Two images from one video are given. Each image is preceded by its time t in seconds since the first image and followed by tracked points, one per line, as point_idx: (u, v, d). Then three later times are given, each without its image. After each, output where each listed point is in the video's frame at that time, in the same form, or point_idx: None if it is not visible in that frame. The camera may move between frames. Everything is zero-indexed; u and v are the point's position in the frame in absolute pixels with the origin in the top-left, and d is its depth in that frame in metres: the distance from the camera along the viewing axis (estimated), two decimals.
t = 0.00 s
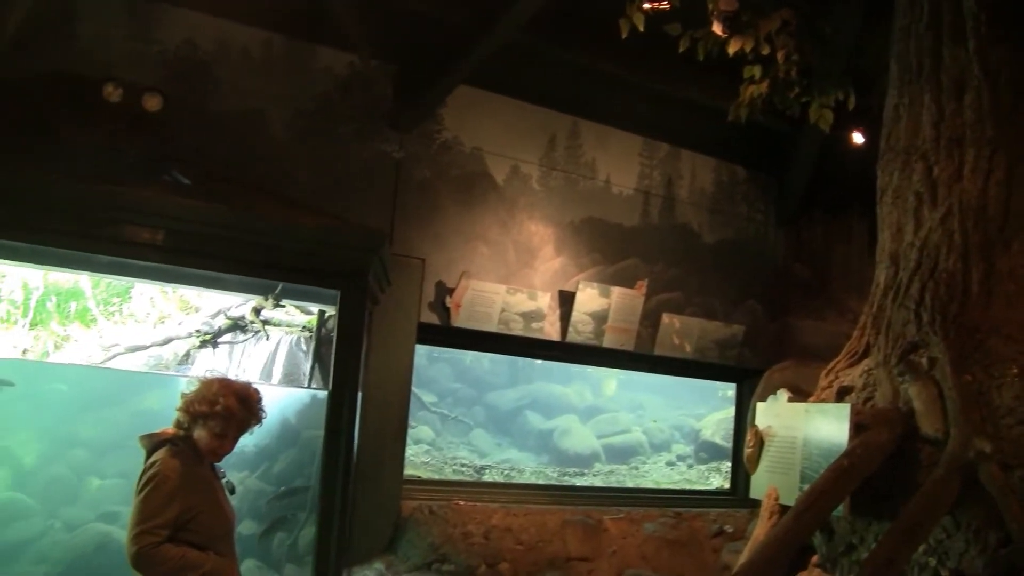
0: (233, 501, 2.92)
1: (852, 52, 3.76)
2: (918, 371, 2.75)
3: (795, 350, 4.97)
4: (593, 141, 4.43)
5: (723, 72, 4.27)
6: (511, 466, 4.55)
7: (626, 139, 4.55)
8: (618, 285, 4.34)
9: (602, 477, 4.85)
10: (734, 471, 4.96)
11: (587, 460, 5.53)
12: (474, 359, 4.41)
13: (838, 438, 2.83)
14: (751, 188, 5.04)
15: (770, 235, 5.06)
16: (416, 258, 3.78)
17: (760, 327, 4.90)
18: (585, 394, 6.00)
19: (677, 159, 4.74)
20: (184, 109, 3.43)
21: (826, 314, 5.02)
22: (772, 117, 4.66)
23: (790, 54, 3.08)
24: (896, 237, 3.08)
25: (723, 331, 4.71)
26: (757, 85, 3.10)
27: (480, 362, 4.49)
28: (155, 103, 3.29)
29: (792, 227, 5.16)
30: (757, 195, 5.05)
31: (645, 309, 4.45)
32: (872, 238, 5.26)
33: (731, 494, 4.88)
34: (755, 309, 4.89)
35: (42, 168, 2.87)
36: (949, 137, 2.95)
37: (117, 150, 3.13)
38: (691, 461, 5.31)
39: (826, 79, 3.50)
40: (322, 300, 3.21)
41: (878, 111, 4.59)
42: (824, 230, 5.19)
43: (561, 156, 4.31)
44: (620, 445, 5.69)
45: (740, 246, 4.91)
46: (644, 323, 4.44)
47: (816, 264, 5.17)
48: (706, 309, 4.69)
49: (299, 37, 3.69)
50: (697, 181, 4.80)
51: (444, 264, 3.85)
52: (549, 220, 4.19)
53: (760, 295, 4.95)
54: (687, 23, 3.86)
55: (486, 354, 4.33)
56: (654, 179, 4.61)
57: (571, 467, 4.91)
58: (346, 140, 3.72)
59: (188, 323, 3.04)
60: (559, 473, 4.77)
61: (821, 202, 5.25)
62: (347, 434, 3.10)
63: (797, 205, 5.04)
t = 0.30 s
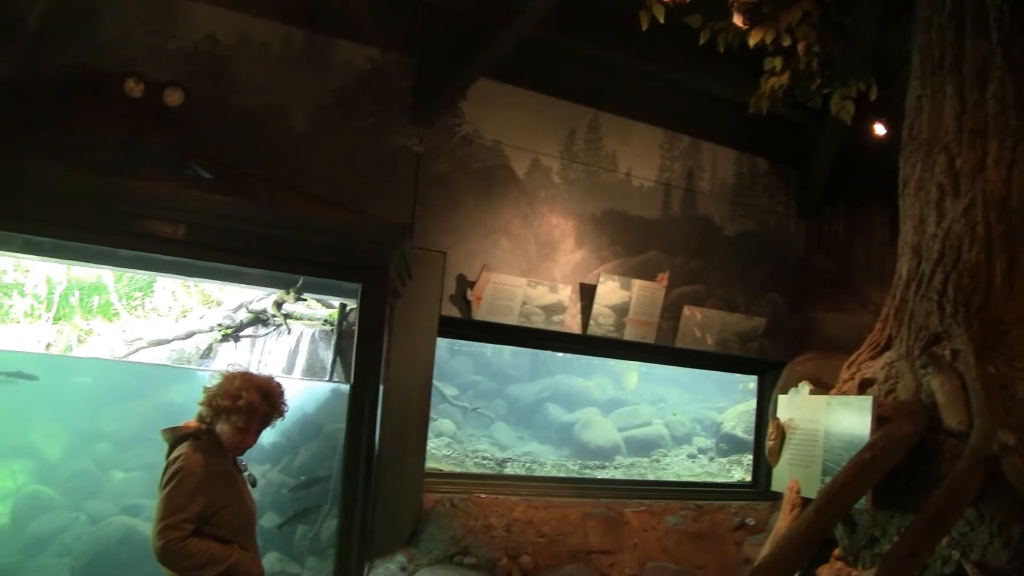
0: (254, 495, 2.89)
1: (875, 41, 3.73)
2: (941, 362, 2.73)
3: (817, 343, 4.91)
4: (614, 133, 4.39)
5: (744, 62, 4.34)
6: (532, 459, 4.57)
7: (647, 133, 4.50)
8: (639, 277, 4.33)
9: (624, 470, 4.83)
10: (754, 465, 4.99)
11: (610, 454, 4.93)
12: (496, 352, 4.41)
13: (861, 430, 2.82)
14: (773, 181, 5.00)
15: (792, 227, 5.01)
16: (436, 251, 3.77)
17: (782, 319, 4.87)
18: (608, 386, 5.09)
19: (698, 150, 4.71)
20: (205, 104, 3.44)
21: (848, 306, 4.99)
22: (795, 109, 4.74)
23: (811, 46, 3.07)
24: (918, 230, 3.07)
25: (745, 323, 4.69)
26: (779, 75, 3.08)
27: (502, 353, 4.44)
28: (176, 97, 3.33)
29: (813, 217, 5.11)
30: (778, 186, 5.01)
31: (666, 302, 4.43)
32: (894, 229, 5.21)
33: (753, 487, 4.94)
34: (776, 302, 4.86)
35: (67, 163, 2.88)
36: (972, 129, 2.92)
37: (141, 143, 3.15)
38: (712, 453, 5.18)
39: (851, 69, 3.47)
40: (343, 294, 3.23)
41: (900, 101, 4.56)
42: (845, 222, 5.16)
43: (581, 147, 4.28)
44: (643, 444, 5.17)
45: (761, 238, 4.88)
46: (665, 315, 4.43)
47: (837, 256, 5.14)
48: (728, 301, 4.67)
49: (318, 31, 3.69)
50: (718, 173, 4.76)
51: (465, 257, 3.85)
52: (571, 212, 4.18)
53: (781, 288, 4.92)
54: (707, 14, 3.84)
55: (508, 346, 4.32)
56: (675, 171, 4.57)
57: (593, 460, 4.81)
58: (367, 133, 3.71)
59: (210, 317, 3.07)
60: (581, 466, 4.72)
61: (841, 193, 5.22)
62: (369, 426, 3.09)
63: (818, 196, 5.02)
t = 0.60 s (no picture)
0: (277, 488, 2.87)
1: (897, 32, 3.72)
2: (963, 354, 2.72)
3: (838, 336, 4.85)
4: (633, 126, 4.39)
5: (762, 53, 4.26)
6: (554, 451, 4.61)
7: (666, 125, 4.50)
8: (660, 270, 4.31)
9: (646, 463, 4.78)
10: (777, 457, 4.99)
11: (630, 448, 4.97)
12: (516, 344, 4.31)
13: (883, 422, 2.81)
14: (794, 172, 4.99)
15: (812, 220, 5.00)
16: (457, 244, 3.77)
17: (803, 312, 4.84)
18: (628, 379, 5.02)
19: (719, 142, 4.69)
20: (227, 99, 3.46)
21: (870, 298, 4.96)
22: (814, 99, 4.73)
23: (832, 36, 3.00)
24: (940, 222, 3.02)
25: (766, 316, 4.67)
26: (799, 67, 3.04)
27: (522, 346, 4.36)
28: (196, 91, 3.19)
29: (834, 211, 5.08)
30: (798, 178, 4.99)
31: (686, 295, 4.41)
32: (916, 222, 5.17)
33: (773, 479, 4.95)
34: (797, 295, 4.83)
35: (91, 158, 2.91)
36: (996, 120, 2.91)
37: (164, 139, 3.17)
38: (733, 446, 5.20)
39: (870, 62, 3.46)
40: (365, 287, 3.22)
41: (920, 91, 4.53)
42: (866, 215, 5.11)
43: (601, 141, 4.27)
44: (663, 437, 5.18)
45: (781, 230, 4.86)
46: (686, 307, 4.42)
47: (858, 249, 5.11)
48: (750, 294, 4.64)
49: (338, 26, 3.70)
50: (738, 166, 4.75)
51: (486, 251, 3.84)
52: (591, 206, 4.17)
53: (802, 280, 4.89)
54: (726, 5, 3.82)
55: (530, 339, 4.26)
56: (696, 163, 4.56)
57: (614, 454, 4.82)
58: (387, 127, 3.72)
59: (232, 311, 3.08)
60: (602, 459, 4.71)
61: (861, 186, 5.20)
62: (389, 422, 3.11)
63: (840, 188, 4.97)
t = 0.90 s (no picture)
0: (301, 480, 2.90)
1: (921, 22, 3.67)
2: (987, 346, 2.71)
3: (860, 327, 4.85)
4: (655, 119, 4.38)
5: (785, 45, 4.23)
6: (576, 445, 4.51)
7: (687, 118, 4.47)
8: (681, 262, 4.30)
9: (668, 456, 4.84)
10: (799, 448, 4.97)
11: (653, 440, 5.04)
12: (539, 338, 4.34)
13: (907, 415, 2.81)
14: (816, 165, 4.96)
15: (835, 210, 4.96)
16: (480, 237, 3.77)
17: (824, 304, 4.82)
18: (651, 373, 5.22)
19: (741, 134, 4.68)
20: (249, 94, 3.45)
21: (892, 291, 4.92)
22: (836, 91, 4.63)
23: (854, 28, 2.98)
24: (965, 213, 3.00)
25: (788, 308, 4.65)
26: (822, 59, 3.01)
27: (545, 340, 4.39)
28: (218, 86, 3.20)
29: (857, 202, 5.04)
30: (821, 168, 4.97)
31: (708, 288, 4.40)
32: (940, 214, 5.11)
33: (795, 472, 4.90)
34: (818, 287, 4.82)
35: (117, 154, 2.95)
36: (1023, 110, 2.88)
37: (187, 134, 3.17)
38: (756, 439, 5.22)
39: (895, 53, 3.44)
40: (386, 281, 3.21)
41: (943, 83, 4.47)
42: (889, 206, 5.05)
43: (623, 133, 4.26)
44: (685, 429, 5.31)
45: (803, 222, 4.83)
46: (708, 300, 4.41)
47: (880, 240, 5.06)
48: (771, 286, 4.63)
49: (359, 20, 3.67)
50: (760, 158, 4.73)
51: (508, 244, 3.85)
52: (612, 198, 4.15)
53: (823, 273, 4.87)
54: None
55: (552, 333, 4.29)
56: (718, 156, 4.54)
57: (637, 446, 4.89)
58: (409, 121, 3.72)
59: (254, 304, 3.08)
60: (625, 453, 4.72)
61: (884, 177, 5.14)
62: (411, 422, 3.07)
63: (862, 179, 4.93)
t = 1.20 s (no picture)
0: (325, 473, 2.88)
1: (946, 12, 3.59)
2: (1011, 339, 2.69)
3: (883, 319, 4.79)
4: (675, 111, 4.32)
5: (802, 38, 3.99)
6: (598, 437, 4.57)
7: (708, 109, 4.42)
8: (702, 255, 4.25)
9: (690, 449, 4.75)
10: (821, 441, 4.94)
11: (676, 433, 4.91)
12: (560, 330, 4.32)
13: (929, 407, 2.81)
14: (838, 157, 4.88)
15: (857, 202, 4.89)
16: (500, 231, 3.75)
17: (846, 296, 4.75)
18: (672, 365, 4.95)
19: (761, 126, 4.60)
20: (270, 88, 3.45)
21: (917, 283, 4.78)
22: (857, 84, 4.48)
23: (876, 18, 2.92)
24: (987, 204, 2.98)
25: (809, 300, 4.59)
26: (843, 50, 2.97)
27: (565, 332, 4.40)
28: (240, 80, 3.12)
29: (879, 193, 4.95)
30: (842, 160, 4.88)
31: (730, 280, 4.37)
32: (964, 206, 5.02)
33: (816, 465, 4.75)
34: (841, 279, 4.75)
35: (139, 149, 2.98)
36: None
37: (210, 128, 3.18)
38: (778, 432, 5.18)
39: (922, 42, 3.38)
40: (407, 274, 3.23)
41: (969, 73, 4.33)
42: (913, 196, 4.92)
43: (643, 126, 4.22)
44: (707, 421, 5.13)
45: (825, 215, 4.76)
46: (729, 292, 4.36)
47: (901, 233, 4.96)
48: (793, 278, 4.58)
49: (380, 14, 3.66)
50: (781, 150, 4.66)
51: (528, 236, 3.82)
52: (633, 190, 4.12)
53: (845, 265, 4.79)
54: None
55: (571, 325, 4.26)
56: (738, 148, 4.48)
57: (659, 440, 4.77)
58: (430, 115, 3.69)
59: (276, 298, 3.07)
60: (646, 445, 4.63)
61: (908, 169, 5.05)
62: (433, 414, 3.10)
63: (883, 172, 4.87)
